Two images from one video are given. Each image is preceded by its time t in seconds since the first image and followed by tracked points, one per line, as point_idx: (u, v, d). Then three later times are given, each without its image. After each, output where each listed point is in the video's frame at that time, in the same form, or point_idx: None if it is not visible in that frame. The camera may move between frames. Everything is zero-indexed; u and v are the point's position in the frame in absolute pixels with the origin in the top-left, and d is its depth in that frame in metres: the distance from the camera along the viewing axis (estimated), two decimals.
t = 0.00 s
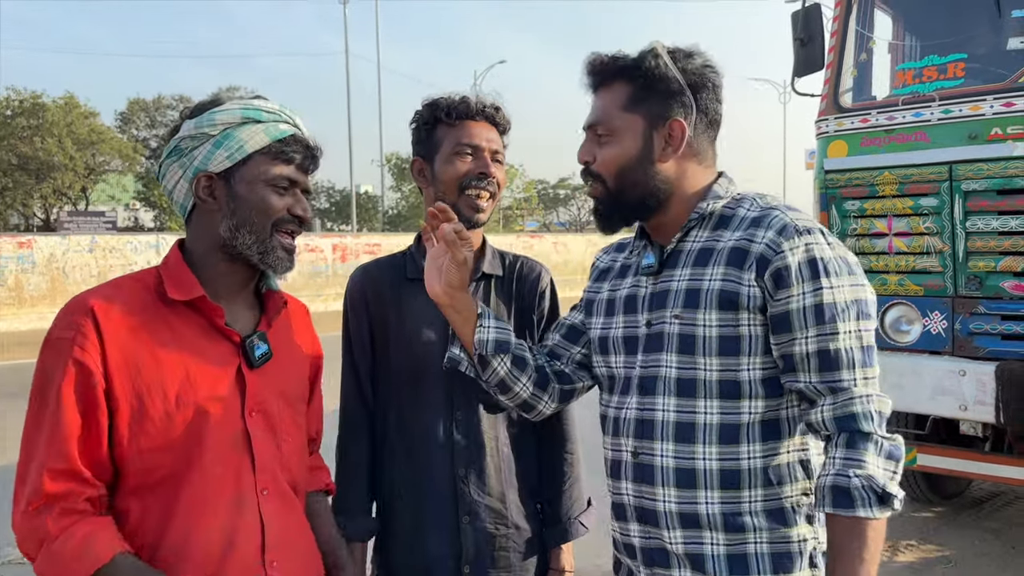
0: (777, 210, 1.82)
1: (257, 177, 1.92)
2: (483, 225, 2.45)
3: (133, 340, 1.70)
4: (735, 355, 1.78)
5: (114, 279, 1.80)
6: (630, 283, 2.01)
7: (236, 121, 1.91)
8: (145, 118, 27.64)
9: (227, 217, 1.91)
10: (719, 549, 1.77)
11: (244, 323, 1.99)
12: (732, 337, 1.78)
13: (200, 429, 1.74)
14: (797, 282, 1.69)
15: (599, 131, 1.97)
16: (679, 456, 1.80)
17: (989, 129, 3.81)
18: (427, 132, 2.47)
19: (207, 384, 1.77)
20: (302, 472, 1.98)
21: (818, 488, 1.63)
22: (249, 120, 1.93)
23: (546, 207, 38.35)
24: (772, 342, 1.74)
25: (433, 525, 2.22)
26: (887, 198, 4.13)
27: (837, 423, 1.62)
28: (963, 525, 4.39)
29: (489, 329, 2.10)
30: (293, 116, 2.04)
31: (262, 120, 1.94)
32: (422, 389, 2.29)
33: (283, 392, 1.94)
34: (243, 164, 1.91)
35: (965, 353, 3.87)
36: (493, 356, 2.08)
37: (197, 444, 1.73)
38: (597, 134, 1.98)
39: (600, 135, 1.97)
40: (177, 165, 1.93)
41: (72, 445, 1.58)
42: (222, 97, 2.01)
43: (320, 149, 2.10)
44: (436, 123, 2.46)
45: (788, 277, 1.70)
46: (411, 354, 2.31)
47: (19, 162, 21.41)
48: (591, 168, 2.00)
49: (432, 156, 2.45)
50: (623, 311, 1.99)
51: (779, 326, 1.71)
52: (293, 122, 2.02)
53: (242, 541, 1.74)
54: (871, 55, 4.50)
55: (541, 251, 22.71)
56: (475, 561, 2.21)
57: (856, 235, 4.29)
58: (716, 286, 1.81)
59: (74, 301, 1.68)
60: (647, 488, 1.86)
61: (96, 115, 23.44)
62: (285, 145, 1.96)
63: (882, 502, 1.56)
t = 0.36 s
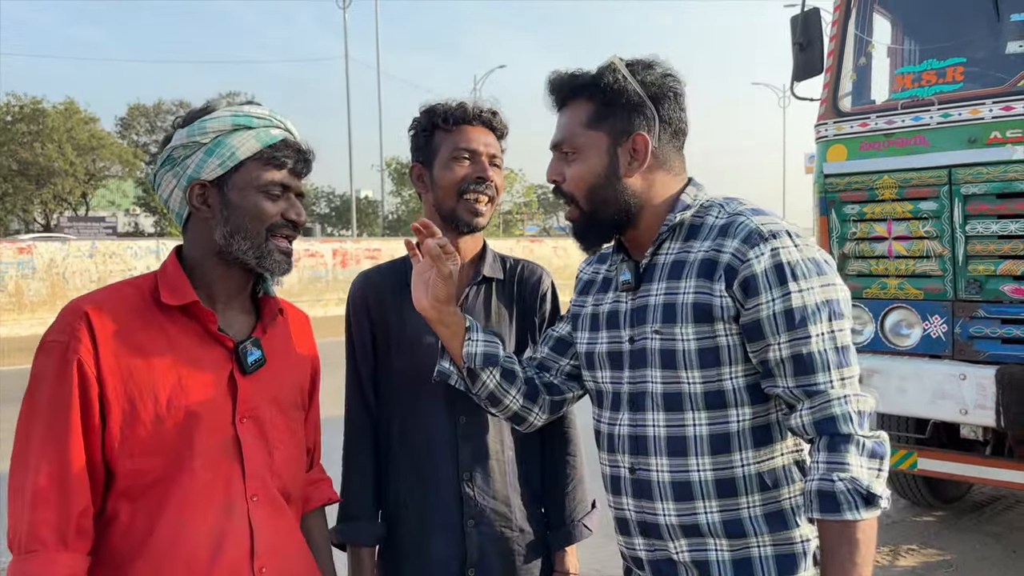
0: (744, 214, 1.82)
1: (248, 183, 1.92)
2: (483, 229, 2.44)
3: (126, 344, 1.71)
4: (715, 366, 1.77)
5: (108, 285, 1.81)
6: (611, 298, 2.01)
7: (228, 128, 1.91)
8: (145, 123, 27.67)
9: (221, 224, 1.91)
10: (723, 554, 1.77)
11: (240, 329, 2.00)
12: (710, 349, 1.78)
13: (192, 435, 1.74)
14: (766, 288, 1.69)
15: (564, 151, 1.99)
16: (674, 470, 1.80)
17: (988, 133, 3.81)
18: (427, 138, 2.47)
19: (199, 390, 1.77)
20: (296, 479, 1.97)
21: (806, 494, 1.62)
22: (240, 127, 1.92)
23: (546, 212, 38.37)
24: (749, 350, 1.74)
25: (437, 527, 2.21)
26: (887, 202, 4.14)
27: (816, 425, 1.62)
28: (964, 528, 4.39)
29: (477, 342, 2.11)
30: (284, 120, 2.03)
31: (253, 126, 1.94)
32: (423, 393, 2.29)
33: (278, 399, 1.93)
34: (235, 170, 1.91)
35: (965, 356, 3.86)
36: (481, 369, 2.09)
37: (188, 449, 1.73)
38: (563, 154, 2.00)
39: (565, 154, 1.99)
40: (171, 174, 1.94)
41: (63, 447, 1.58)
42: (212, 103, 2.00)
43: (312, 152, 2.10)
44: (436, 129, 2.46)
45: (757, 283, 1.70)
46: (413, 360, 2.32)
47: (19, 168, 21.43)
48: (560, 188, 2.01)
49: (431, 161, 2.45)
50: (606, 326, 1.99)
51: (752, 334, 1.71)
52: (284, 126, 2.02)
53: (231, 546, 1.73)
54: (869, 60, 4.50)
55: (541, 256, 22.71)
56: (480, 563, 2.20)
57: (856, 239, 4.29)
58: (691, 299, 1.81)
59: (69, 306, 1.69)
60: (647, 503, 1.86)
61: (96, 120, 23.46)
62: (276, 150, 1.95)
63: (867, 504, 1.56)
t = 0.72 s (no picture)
0: (758, 213, 1.83)
1: (245, 188, 1.92)
2: (492, 231, 2.44)
3: (122, 345, 1.71)
4: (725, 361, 1.77)
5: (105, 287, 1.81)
6: (613, 293, 2.01)
7: (223, 133, 1.91)
8: (146, 125, 27.71)
9: (216, 227, 1.91)
10: (718, 555, 1.76)
11: (234, 329, 1.99)
12: (722, 343, 1.78)
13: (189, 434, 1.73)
14: (783, 285, 1.69)
15: (599, 139, 1.93)
16: (675, 464, 1.80)
17: (989, 135, 3.82)
18: (436, 141, 2.49)
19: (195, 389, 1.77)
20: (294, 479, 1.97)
21: (819, 490, 1.61)
22: (236, 132, 1.92)
23: (546, 214, 38.37)
24: (761, 346, 1.75)
25: (442, 529, 2.22)
26: (887, 204, 4.14)
27: (829, 423, 1.62)
28: (965, 531, 4.38)
29: (513, 390, 2.07)
30: (280, 124, 2.03)
31: (249, 131, 1.94)
32: (428, 392, 2.29)
33: (272, 399, 1.92)
34: (232, 174, 1.91)
35: (965, 358, 3.86)
36: (521, 415, 2.06)
37: (185, 449, 1.72)
38: (593, 143, 1.95)
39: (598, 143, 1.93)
40: (168, 177, 1.95)
41: (61, 447, 1.59)
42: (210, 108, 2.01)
43: (308, 157, 2.10)
44: (444, 132, 2.48)
45: (774, 281, 1.70)
46: (421, 360, 2.31)
47: (20, 169, 21.44)
48: (588, 178, 1.96)
49: (441, 163, 2.46)
50: (608, 321, 1.99)
51: (767, 330, 1.71)
52: (280, 130, 2.02)
53: (228, 544, 1.74)
54: (870, 62, 4.51)
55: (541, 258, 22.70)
56: (479, 564, 2.20)
57: (857, 241, 4.28)
58: (704, 292, 1.81)
59: (65, 308, 1.69)
60: (643, 498, 1.86)
61: (96, 122, 23.48)
62: (272, 154, 1.95)
63: (883, 500, 1.55)
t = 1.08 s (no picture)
0: (787, 216, 1.85)
1: (236, 187, 1.92)
2: (501, 231, 2.44)
3: (121, 347, 1.72)
4: (761, 354, 1.78)
5: (103, 292, 1.81)
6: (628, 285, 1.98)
7: (214, 134, 1.92)
8: (147, 126, 27.73)
9: (210, 227, 1.91)
10: (742, 551, 1.75)
11: (232, 329, 1.99)
12: (759, 337, 1.78)
13: (188, 434, 1.73)
14: (820, 284, 1.72)
15: (664, 126, 1.85)
16: (707, 459, 1.77)
17: (991, 137, 3.82)
18: (450, 140, 2.50)
19: (193, 389, 1.77)
20: (298, 477, 1.96)
21: (839, 486, 1.64)
22: (226, 132, 1.93)
23: (547, 216, 38.38)
24: (792, 343, 1.76)
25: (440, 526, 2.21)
26: (889, 206, 4.12)
27: (854, 421, 1.64)
28: (966, 533, 4.38)
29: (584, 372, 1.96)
30: (272, 124, 2.03)
31: (239, 131, 1.94)
32: (431, 392, 2.28)
33: (272, 399, 1.91)
34: (224, 175, 1.92)
35: (966, 360, 3.86)
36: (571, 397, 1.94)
37: (185, 448, 1.72)
38: (653, 131, 1.86)
39: (659, 131, 1.86)
40: (162, 180, 1.96)
41: (63, 448, 1.59)
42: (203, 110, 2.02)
43: (301, 154, 2.11)
44: (459, 132, 2.48)
45: (814, 279, 1.72)
46: (425, 357, 2.30)
47: (22, 169, 21.46)
48: (650, 167, 1.86)
49: (453, 163, 2.47)
50: (626, 314, 1.95)
51: (802, 327, 1.73)
52: (272, 130, 2.02)
53: (230, 542, 1.73)
54: (872, 64, 4.51)
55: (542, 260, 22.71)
56: (479, 563, 2.20)
57: (859, 243, 4.27)
58: (744, 287, 1.80)
59: (64, 312, 1.70)
60: (670, 495, 1.81)
61: (98, 122, 23.48)
62: (263, 154, 1.96)
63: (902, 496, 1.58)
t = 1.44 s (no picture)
0: (797, 220, 1.88)
1: (248, 190, 1.92)
2: (501, 232, 2.44)
3: (139, 346, 1.73)
4: (784, 360, 1.81)
5: (121, 291, 1.83)
6: (643, 289, 1.95)
7: (228, 137, 1.93)
8: (149, 126, 27.76)
9: (223, 230, 1.92)
10: (767, 551, 1.77)
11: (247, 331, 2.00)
12: (783, 344, 1.81)
13: (199, 435, 1.73)
14: (838, 288, 1.78)
15: (660, 130, 1.84)
16: (738, 467, 1.78)
17: (994, 140, 3.82)
18: (450, 143, 2.51)
19: (208, 391, 1.78)
20: (303, 482, 1.96)
21: (871, 480, 1.76)
22: (239, 135, 1.93)
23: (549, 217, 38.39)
24: (812, 346, 1.82)
25: (446, 527, 2.21)
26: (892, 208, 4.11)
27: (878, 418, 1.76)
28: (968, 536, 4.37)
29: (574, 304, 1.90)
30: (288, 126, 2.02)
31: (252, 134, 1.94)
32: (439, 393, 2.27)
33: (285, 403, 1.92)
34: (237, 179, 1.92)
35: (969, 363, 3.85)
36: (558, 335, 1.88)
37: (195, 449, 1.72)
38: (650, 135, 1.85)
39: (659, 136, 1.84)
40: (181, 183, 1.99)
41: (78, 443, 1.62)
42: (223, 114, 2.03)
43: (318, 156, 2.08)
44: (457, 135, 2.49)
45: (833, 283, 1.78)
46: (432, 358, 2.30)
47: (25, 169, 21.48)
48: (651, 171, 1.83)
49: (452, 165, 2.48)
50: (645, 319, 1.92)
51: (823, 331, 1.78)
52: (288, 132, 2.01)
53: (233, 544, 1.73)
54: (875, 66, 4.51)
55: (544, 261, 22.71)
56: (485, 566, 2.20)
57: (861, 246, 4.26)
58: (767, 295, 1.81)
59: (86, 310, 1.72)
60: (702, 505, 1.79)
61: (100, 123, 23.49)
62: (276, 156, 1.94)
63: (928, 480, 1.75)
